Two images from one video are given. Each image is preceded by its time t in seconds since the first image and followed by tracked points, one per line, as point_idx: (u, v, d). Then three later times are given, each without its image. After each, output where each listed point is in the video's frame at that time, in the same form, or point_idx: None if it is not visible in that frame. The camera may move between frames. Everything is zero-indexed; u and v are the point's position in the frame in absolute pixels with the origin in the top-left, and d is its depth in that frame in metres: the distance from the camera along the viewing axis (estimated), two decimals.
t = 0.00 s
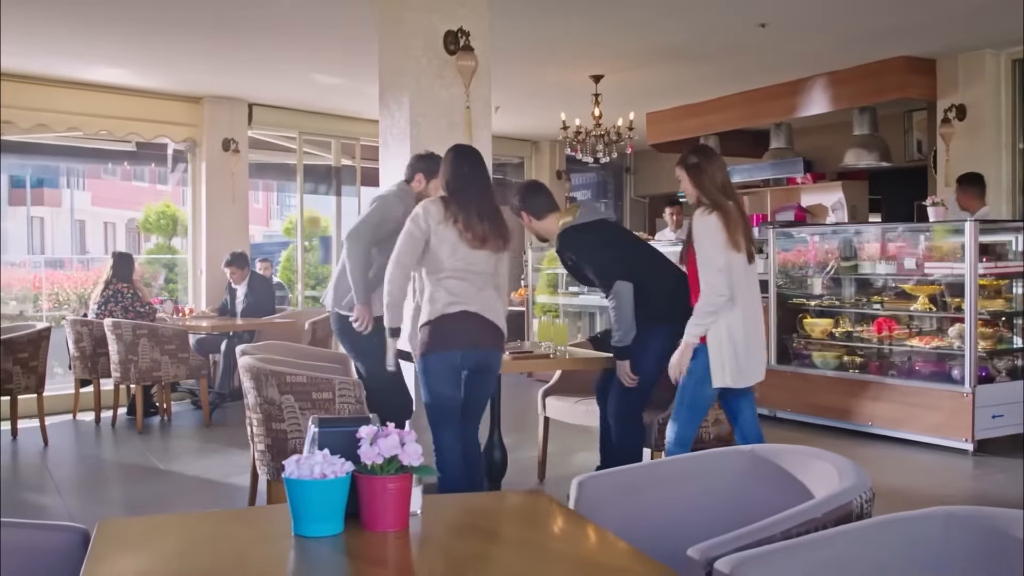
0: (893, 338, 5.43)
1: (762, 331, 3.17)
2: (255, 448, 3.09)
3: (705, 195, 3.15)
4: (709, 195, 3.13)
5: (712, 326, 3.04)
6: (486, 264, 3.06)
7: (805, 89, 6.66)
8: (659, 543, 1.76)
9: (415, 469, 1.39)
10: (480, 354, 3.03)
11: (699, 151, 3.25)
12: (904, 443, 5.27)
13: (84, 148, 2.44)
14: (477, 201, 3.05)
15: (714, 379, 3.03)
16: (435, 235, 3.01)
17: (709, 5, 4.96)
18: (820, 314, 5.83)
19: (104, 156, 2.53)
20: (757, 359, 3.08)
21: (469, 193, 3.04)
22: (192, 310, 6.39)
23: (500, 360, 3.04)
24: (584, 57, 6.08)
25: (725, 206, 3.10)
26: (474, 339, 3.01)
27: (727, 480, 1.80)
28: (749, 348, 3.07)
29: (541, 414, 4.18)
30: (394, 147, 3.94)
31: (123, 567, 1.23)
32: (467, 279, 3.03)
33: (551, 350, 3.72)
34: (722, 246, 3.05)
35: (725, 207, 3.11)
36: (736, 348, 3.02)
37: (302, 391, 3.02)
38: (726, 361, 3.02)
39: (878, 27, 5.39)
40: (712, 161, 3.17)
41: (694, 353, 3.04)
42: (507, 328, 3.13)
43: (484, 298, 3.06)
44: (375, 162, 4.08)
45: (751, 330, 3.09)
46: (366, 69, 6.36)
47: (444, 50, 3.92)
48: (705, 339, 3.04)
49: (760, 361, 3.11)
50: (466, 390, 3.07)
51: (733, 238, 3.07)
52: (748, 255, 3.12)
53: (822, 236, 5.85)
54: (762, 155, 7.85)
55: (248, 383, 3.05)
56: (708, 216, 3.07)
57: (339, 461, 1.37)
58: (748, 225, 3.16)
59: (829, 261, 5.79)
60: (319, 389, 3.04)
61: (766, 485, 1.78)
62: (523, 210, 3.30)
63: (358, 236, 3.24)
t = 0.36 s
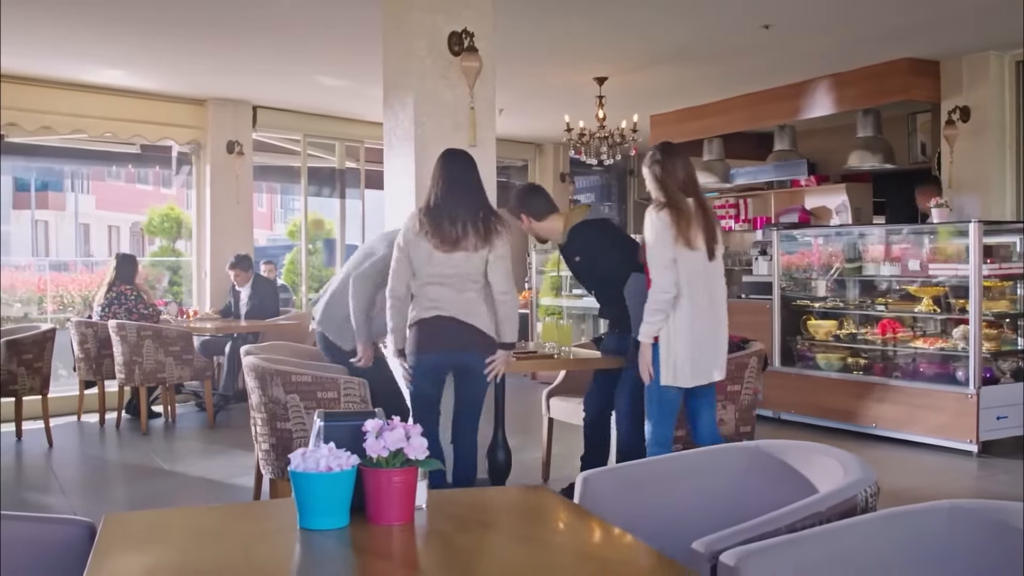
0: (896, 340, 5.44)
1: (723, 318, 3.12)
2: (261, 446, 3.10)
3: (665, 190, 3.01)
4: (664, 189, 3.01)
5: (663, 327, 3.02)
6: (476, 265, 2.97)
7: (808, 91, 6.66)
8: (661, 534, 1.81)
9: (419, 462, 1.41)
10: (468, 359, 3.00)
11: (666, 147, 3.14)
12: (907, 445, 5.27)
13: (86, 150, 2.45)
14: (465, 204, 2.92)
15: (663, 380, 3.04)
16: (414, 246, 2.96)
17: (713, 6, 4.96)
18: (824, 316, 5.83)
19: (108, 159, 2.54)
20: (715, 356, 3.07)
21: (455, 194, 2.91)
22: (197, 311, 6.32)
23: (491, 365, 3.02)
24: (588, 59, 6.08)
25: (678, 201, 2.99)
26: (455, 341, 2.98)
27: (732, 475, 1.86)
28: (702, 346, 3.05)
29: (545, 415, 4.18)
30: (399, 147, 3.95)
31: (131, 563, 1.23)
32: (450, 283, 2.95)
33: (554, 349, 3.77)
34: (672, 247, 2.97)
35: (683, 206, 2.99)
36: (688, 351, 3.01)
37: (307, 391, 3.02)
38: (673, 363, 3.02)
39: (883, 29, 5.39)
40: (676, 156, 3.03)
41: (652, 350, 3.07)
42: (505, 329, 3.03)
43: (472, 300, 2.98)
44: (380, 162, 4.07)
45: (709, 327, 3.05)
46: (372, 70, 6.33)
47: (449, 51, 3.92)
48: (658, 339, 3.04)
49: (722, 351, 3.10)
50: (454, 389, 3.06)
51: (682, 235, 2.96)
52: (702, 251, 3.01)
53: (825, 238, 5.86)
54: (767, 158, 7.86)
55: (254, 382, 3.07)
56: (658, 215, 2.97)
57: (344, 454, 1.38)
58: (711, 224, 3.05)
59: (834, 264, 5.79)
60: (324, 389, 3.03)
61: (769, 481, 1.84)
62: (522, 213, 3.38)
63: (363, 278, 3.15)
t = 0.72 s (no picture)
0: (892, 337, 5.45)
1: (692, 310, 3.28)
2: (257, 441, 3.13)
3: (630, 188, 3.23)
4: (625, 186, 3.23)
5: (630, 323, 3.17)
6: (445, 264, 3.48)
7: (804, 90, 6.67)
8: (657, 524, 1.86)
9: (416, 454, 1.41)
10: (418, 358, 3.43)
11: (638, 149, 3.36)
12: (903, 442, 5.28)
13: (84, 148, 2.43)
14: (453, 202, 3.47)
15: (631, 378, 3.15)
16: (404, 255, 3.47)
17: (709, 5, 4.98)
18: (820, 313, 5.84)
19: (104, 157, 2.53)
20: (682, 347, 3.23)
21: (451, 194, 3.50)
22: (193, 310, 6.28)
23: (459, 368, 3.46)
24: (584, 57, 6.09)
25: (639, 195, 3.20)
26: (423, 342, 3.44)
27: (729, 465, 1.92)
28: (671, 337, 3.20)
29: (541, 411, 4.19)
30: (396, 144, 3.95)
31: (129, 553, 1.23)
32: (420, 280, 3.44)
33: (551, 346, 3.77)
34: (635, 242, 3.15)
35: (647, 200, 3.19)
36: (654, 343, 3.16)
37: (303, 386, 3.03)
38: (642, 356, 3.15)
39: (878, 28, 5.40)
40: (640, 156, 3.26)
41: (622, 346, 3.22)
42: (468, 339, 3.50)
43: (431, 301, 3.45)
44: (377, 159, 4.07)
45: (676, 319, 3.21)
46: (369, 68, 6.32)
47: (446, 48, 3.93)
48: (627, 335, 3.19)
49: (690, 344, 3.26)
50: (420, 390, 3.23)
51: (644, 228, 3.16)
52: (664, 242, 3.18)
53: (821, 237, 5.88)
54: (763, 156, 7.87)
55: (250, 377, 3.08)
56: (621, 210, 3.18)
57: (341, 446, 1.39)
58: (681, 217, 3.24)
59: (830, 262, 5.80)
60: (321, 385, 3.04)
61: (766, 472, 1.90)
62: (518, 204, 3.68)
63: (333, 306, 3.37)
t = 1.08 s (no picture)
0: (870, 333, 5.44)
1: (659, 312, 3.31)
2: (236, 437, 3.13)
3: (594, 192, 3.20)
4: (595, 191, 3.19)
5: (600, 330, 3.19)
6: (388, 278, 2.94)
7: (784, 85, 6.69)
8: (636, 522, 1.87)
9: (397, 452, 1.41)
10: (369, 375, 2.95)
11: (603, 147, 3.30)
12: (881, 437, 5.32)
13: (62, 142, 2.41)
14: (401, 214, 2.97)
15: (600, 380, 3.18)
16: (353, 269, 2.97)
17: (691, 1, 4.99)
18: (799, 309, 5.87)
19: (82, 151, 2.50)
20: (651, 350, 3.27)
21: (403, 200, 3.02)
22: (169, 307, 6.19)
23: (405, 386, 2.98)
24: (566, 53, 6.09)
25: (608, 200, 3.17)
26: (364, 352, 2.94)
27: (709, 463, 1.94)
28: (639, 344, 3.23)
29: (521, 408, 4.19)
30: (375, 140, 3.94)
31: (108, 552, 1.23)
32: (367, 294, 2.93)
33: (530, 343, 3.73)
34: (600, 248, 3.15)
35: (613, 203, 3.17)
36: (623, 350, 3.19)
37: (283, 382, 3.02)
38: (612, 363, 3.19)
39: (858, 26, 5.44)
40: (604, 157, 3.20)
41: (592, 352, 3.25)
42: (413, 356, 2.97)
43: (374, 315, 2.94)
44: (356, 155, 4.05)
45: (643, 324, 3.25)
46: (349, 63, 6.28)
47: (426, 44, 3.93)
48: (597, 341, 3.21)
49: (660, 346, 3.31)
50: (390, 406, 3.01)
51: (610, 233, 3.15)
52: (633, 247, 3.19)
53: (800, 233, 5.88)
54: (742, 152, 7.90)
55: (229, 374, 3.07)
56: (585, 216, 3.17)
57: (321, 445, 1.38)
58: (647, 216, 3.22)
59: (808, 258, 5.80)
60: (300, 380, 3.02)
61: (747, 469, 1.91)
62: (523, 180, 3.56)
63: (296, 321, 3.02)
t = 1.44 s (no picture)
0: (861, 332, 5.47)
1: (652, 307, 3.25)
2: (228, 440, 3.11)
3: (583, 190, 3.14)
4: (582, 188, 3.12)
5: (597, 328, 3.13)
6: (365, 317, 2.92)
7: (774, 86, 6.70)
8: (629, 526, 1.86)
9: (393, 458, 1.41)
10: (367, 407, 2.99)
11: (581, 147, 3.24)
12: (872, 437, 5.33)
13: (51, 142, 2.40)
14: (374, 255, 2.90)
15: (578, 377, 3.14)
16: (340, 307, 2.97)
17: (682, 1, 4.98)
18: (790, 309, 5.88)
19: (70, 152, 2.49)
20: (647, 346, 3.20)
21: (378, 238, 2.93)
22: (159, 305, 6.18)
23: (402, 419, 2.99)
24: (556, 53, 6.08)
25: (599, 196, 3.10)
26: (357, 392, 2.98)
27: (706, 465, 1.93)
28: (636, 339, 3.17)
29: (512, 408, 4.18)
30: (368, 140, 3.93)
31: (99, 556, 1.22)
32: (349, 335, 2.94)
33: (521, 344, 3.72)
34: (597, 244, 3.09)
35: (605, 198, 3.11)
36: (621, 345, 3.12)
37: (274, 384, 3.01)
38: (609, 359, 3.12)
39: (849, 26, 5.43)
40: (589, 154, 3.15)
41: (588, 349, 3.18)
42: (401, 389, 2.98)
43: (358, 357, 2.96)
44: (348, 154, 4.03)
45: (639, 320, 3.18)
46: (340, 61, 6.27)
47: (417, 44, 3.90)
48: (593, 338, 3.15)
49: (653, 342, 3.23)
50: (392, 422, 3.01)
51: (606, 228, 3.09)
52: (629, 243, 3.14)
53: (790, 232, 5.88)
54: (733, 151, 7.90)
55: (221, 375, 3.06)
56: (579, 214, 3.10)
57: (317, 450, 1.38)
58: (637, 211, 3.18)
59: (799, 257, 5.81)
60: (292, 382, 3.00)
61: (741, 470, 1.91)
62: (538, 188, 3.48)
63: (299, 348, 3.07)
